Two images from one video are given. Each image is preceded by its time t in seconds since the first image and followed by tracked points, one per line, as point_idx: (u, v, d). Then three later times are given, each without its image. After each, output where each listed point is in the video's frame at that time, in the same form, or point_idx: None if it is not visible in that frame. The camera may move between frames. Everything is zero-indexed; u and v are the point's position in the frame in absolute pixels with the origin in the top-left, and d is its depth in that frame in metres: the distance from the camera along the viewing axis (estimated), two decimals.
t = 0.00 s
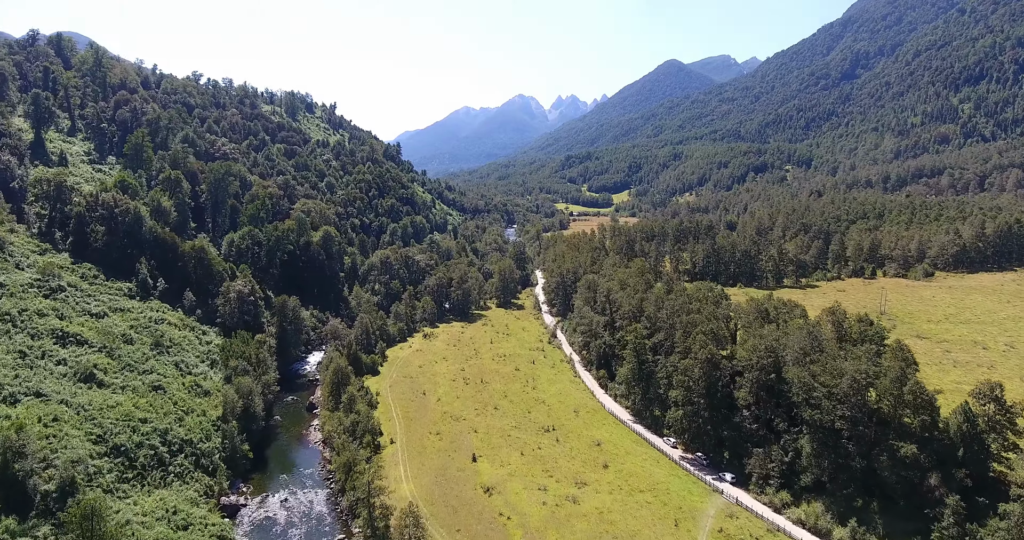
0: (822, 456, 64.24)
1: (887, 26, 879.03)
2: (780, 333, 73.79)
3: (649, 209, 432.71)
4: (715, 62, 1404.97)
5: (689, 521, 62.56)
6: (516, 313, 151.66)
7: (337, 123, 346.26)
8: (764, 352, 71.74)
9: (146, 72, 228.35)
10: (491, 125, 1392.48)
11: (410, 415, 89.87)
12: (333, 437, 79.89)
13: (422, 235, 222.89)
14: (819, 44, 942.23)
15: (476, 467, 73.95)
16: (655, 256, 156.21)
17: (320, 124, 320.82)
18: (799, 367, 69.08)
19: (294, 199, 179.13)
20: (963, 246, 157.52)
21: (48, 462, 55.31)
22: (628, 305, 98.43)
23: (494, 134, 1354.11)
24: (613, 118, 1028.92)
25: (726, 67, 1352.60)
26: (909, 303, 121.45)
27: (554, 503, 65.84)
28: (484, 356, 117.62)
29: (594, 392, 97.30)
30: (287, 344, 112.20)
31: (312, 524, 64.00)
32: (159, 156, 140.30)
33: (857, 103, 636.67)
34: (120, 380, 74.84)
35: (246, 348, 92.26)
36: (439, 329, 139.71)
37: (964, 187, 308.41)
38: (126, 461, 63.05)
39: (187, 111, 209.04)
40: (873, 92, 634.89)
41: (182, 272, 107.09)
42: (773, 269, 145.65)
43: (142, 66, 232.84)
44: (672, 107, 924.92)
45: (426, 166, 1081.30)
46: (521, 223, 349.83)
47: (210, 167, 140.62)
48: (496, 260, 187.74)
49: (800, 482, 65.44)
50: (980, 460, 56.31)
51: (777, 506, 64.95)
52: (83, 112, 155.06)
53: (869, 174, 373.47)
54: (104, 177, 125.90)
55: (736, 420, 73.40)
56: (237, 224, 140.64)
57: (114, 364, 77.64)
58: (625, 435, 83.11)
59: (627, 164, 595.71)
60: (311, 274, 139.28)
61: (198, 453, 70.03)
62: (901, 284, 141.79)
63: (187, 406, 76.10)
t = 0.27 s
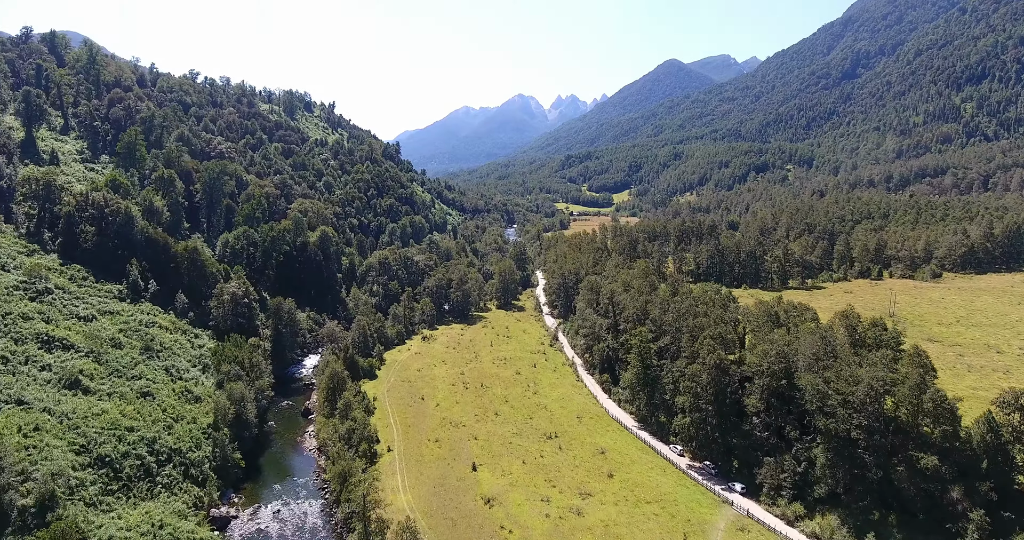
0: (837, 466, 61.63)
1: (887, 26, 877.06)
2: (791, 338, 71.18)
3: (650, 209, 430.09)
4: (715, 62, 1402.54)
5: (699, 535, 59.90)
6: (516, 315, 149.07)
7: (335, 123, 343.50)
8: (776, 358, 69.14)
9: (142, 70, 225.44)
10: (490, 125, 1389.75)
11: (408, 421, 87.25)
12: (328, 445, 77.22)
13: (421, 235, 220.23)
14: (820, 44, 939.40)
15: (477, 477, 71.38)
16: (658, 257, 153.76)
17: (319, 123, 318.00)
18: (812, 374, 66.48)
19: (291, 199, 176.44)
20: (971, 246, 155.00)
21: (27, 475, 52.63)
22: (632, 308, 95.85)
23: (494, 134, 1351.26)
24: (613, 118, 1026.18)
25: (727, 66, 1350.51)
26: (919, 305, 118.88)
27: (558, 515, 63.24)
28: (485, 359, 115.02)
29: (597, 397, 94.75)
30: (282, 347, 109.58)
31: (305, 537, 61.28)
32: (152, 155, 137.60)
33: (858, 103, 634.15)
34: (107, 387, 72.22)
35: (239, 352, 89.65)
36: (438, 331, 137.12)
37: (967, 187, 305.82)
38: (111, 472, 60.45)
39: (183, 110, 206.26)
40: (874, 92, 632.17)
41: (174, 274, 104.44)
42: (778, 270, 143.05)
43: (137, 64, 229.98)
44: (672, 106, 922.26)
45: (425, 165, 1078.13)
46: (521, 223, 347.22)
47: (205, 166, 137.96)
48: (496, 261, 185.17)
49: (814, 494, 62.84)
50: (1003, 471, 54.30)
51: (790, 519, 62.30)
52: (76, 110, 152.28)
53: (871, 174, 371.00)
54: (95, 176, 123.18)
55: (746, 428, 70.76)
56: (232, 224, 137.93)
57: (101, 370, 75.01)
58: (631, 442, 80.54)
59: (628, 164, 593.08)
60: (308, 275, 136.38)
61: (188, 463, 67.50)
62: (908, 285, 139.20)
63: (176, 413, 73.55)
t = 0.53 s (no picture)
0: (854, 480, 58.63)
1: (888, 26, 874.34)
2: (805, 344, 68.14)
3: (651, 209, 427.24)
4: (715, 62, 1400.12)
5: None
6: (517, 317, 146.07)
7: (334, 122, 340.51)
8: (789, 365, 66.09)
9: (137, 68, 222.26)
10: (490, 125, 1386.80)
11: (405, 429, 84.17)
12: (321, 455, 74.16)
13: (420, 236, 217.29)
14: (820, 44, 936.75)
15: (476, 489, 68.32)
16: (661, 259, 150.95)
17: (317, 122, 315.11)
18: (828, 382, 63.45)
19: (288, 199, 173.45)
20: (980, 247, 152.01)
21: None
22: (637, 311, 92.84)
23: (494, 133, 1348.25)
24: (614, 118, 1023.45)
25: (727, 66, 1347.94)
26: (930, 308, 115.86)
27: (561, 531, 60.15)
28: (484, 363, 111.98)
29: (601, 404, 91.74)
30: (276, 351, 106.55)
31: None
32: (144, 153, 134.51)
33: (860, 102, 631.37)
34: (90, 395, 69.10)
35: (230, 357, 86.57)
36: (437, 334, 134.07)
37: (971, 187, 303.07)
38: (91, 486, 57.32)
39: (179, 108, 203.22)
40: (876, 92, 629.46)
41: (165, 275, 101.33)
42: (784, 272, 140.10)
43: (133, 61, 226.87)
44: (673, 106, 919.47)
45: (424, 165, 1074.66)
46: (521, 223, 344.31)
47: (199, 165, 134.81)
48: (496, 262, 182.25)
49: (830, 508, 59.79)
50: None
51: (804, 535, 59.25)
52: (67, 108, 149.17)
53: (874, 174, 368.29)
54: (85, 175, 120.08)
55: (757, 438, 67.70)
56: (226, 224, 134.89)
57: (84, 376, 71.87)
58: (636, 452, 77.54)
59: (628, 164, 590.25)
60: (304, 277, 133.52)
61: (173, 475, 64.48)
62: (918, 288, 136.17)
63: (162, 422, 70.51)
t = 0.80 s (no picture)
0: (872, 492, 55.87)
1: (889, 25, 872.29)
2: (818, 350, 65.56)
3: (651, 209, 424.80)
4: (715, 62, 1397.70)
5: None
6: (517, 319, 143.42)
7: (332, 121, 337.87)
8: (802, 372, 63.45)
9: (133, 66, 219.61)
10: (490, 125, 1383.97)
11: (403, 436, 81.46)
12: (315, 464, 71.42)
13: (419, 236, 214.71)
14: (821, 44, 934.53)
15: (476, 500, 65.64)
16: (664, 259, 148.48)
17: (316, 122, 312.60)
18: (843, 390, 60.85)
19: (284, 199, 170.80)
20: (988, 248, 149.47)
21: None
22: (641, 314, 90.28)
23: (493, 133, 1345.34)
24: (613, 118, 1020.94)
25: (727, 66, 1346.41)
26: (940, 310, 113.24)
27: None
28: (484, 367, 109.31)
29: (604, 410, 89.13)
30: (270, 355, 103.84)
31: None
32: (137, 152, 131.76)
33: (861, 102, 629.14)
34: (74, 402, 66.39)
35: (222, 362, 83.92)
36: (435, 337, 131.41)
37: (975, 187, 300.66)
38: (72, 500, 54.58)
39: (174, 107, 200.50)
40: (877, 91, 627.05)
41: (156, 277, 98.63)
42: (789, 273, 137.52)
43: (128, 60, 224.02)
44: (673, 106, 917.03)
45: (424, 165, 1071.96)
46: (521, 223, 341.69)
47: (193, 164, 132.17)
48: (496, 262, 179.67)
49: (846, 522, 56.98)
50: None
51: None
52: (59, 106, 146.42)
53: (876, 174, 365.87)
54: (76, 174, 117.32)
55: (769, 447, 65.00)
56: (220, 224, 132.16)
57: (69, 383, 69.15)
58: (642, 460, 74.84)
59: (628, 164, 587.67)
60: (300, 278, 131.18)
61: (160, 486, 61.86)
62: (926, 289, 133.64)
63: (150, 430, 67.89)
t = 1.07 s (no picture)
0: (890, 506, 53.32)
1: (890, 25, 869.64)
2: (832, 356, 63.07)
3: (652, 209, 422.50)
4: (715, 62, 1395.19)
5: None
6: (518, 321, 140.90)
7: (331, 121, 335.26)
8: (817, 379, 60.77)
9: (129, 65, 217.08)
10: (490, 125, 1381.65)
11: (401, 444, 78.92)
12: (309, 474, 68.84)
13: (418, 237, 212.25)
14: (821, 43, 932.01)
15: (476, 512, 63.10)
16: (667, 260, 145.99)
17: (314, 121, 310.10)
18: (860, 398, 58.26)
19: (281, 199, 168.26)
20: (997, 249, 146.86)
21: None
22: (646, 318, 87.78)
23: (493, 133, 1342.79)
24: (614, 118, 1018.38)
25: (727, 66, 1343.76)
26: (951, 313, 110.51)
27: None
28: (485, 371, 106.79)
29: (609, 416, 86.67)
30: (265, 359, 101.34)
31: None
32: (130, 151, 129.14)
33: (862, 101, 626.40)
34: (57, 411, 63.70)
35: (214, 367, 81.36)
36: (435, 340, 128.90)
37: (979, 187, 298.10)
38: (52, 515, 51.80)
39: (170, 106, 197.90)
40: (878, 91, 624.61)
41: (147, 279, 95.96)
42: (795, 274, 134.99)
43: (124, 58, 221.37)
44: (673, 106, 914.45)
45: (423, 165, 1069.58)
46: (521, 223, 339.15)
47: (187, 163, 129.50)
48: (496, 263, 177.14)
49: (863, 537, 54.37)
50: None
51: None
52: (51, 104, 143.80)
53: (879, 174, 363.37)
54: (66, 173, 114.72)
55: (781, 457, 62.45)
56: (215, 225, 129.65)
57: (53, 390, 66.40)
58: (648, 469, 72.26)
59: (629, 164, 585.19)
60: (296, 281, 129.13)
61: (146, 499, 59.26)
62: (935, 291, 130.91)
63: (137, 440, 65.29)
